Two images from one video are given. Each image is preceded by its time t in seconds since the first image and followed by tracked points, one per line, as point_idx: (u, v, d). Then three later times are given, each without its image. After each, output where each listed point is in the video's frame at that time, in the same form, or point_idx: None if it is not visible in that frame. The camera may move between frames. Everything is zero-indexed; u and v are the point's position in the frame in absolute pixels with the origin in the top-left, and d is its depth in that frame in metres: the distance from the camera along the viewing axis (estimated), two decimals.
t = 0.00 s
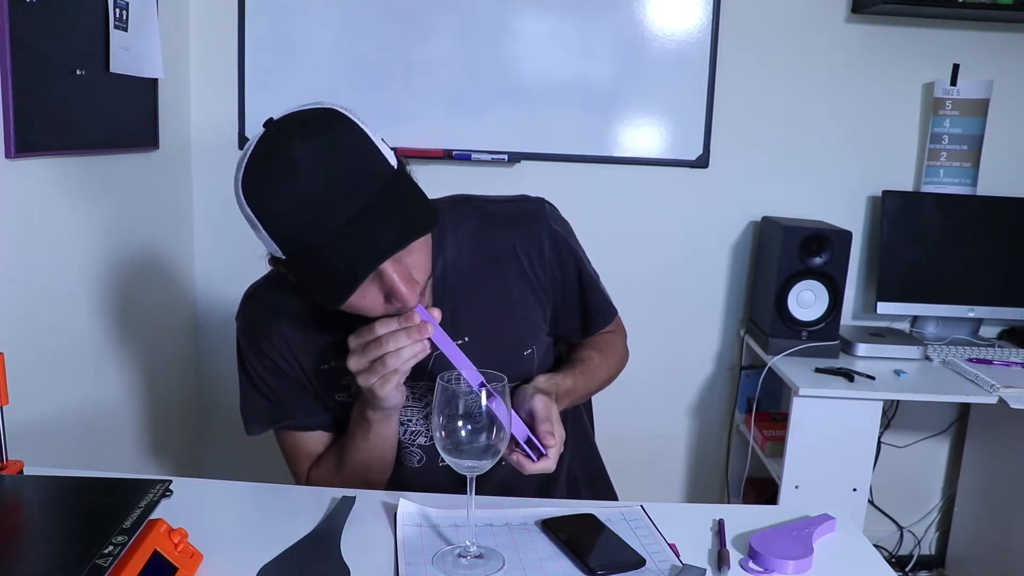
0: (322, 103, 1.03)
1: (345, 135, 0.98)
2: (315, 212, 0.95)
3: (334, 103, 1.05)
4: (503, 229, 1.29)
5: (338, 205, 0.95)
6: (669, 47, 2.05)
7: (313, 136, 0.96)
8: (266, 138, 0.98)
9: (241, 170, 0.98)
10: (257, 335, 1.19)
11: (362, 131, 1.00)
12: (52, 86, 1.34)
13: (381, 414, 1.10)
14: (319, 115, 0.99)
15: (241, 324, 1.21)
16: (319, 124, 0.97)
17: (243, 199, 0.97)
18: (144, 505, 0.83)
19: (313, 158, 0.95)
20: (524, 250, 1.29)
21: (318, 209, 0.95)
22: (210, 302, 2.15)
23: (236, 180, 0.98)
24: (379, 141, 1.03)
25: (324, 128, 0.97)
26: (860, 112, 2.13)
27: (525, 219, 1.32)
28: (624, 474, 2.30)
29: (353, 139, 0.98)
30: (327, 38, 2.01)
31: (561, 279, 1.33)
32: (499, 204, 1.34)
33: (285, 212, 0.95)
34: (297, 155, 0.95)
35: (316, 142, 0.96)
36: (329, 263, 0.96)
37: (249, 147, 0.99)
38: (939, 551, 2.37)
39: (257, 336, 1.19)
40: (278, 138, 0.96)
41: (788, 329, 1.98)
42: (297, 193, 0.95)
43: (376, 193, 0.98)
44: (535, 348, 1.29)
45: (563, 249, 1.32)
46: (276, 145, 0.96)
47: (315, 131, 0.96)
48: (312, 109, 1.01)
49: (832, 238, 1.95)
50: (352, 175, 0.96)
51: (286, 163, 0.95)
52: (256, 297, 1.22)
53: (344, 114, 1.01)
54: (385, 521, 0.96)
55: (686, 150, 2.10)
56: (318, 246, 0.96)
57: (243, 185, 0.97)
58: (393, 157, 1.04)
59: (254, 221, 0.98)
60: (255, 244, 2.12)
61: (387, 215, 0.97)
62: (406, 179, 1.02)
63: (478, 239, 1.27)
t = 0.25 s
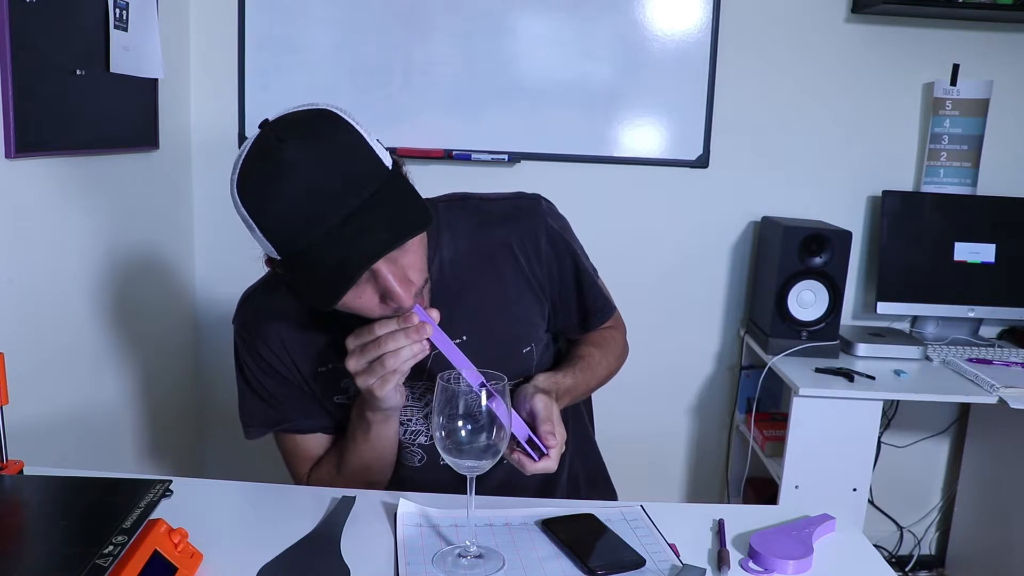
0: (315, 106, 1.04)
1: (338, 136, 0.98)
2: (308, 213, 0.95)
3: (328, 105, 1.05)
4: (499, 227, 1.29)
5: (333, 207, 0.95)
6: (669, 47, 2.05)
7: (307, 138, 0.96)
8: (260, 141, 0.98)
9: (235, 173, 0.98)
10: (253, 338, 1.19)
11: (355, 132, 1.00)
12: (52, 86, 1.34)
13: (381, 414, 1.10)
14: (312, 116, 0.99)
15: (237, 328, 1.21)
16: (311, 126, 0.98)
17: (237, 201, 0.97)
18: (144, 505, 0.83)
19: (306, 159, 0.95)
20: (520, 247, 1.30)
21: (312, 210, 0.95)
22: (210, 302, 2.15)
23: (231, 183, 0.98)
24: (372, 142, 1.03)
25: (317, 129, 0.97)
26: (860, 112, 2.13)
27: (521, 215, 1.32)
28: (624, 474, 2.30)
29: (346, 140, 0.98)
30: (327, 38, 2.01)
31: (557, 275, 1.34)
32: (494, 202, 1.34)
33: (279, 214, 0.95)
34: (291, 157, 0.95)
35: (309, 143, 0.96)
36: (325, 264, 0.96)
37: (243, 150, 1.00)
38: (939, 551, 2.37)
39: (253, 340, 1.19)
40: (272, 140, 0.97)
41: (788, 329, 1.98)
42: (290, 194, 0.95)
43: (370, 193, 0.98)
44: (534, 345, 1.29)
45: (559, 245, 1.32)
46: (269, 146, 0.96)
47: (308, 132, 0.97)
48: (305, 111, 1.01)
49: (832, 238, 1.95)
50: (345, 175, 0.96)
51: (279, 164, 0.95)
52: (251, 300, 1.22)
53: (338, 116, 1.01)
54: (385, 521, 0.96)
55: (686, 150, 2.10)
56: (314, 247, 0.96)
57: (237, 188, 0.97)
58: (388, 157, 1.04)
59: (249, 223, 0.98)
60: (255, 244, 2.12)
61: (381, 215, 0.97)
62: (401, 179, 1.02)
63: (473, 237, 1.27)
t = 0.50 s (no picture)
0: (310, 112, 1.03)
1: (334, 144, 0.97)
2: (305, 223, 0.95)
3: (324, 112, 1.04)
4: (495, 227, 1.29)
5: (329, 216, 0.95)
6: (669, 47, 2.05)
7: (302, 148, 0.96)
8: (255, 151, 0.97)
9: (231, 183, 0.98)
10: (253, 345, 1.19)
11: (351, 139, 0.99)
12: (52, 86, 1.34)
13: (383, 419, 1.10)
14: (308, 125, 0.99)
15: (236, 336, 1.21)
16: (307, 134, 0.97)
17: (234, 210, 0.97)
18: (144, 505, 0.83)
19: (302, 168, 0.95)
20: (518, 247, 1.30)
21: (308, 220, 0.95)
22: (210, 302, 2.15)
23: (227, 193, 0.98)
24: (369, 148, 1.02)
25: (313, 138, 0.97)
26: (860, 112, 2.13)
27: (518, 215, 1.32)
28: (624, 473, 2.30)
29: (341, 148, 0.97)
30: (327, 38, 2.01)
31: (555, 274, 1.34)
32: (490, 203, 1.34)
33: (276, 224, 0.95)
34: (286, 167, 0.95)
35: (304, 152, 0.95)
36: (322, 273, 0.95)
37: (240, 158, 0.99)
38: (939, 551, 2.37)
39: (253, 346, 1.19)
40: (267, 149, 0.96)
41: (788, 329, 1.98)
42: (287, 204, 0.94)
43: (367, 201, 0.97)
44: (533, 344, 1.29)
45: (556, 244, 1.33)
46: (265, 156, 0.96)
47: (304, 141, 0.96)
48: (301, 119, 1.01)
49: (832, 238, 1.95)
50: (342, 183, 0.96)
51: (275, 174, 0.95)
52: (249, 308, 1.22)
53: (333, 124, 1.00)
54: (385, 521, 0.96)
55: (687, 150, 2.10)
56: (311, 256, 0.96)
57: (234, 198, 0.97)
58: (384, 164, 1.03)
59: (247, 233, 0.98)
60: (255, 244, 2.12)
61: (378, 224, 0.96)
62: (398, 186, 1.01)
63: (471, 237, 1.27)
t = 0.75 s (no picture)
0: (298, 127, 1.02)
1: (325, 163, 0.97)
2: (300, 244, 0.95)
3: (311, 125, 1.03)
4: (492, 232, 1.29)
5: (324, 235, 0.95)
6: (669, 47, 2.05)
7: (293, 167, 0.95)
8: (245, 170, 0.97)
9: (221, 204, 0.97)
10: (253, 357, 1.19)
11: (341, 155, 0.99)
12: (52, 86, 1.34)
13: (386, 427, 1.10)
14: (296, 142, 0.98)
15: (237, 348, 1.21)
16: (296, 153, 0.96)
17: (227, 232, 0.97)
18: (144, 505, 0.83)
19: (295, 190, 0.94)
20: (514, 252, 1.29)
21: (303, 241, 0.95)
22: (210, 301, 2.15)
23: (218, 214, 0.98)
24: (359, 162, 1.02)
25: (303, 157, 0.96)
26: (860, 112, 2.13)
27: (513, 220, 1.31)
28: (624, 473, 2.30)
29: (333, 165, 0.97)
30: (327, 37, 2.01)
31: (551, 278, 1.33)
32: (486, 206, 1.33)
33: (271, 245, 0.95)
34: (279, 187, 0.94)
35: (296, 171, 0.95)
36: (320, 291, 0.96)
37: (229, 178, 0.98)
38: (938, 551, 2.37)
39: (253, 358, 1.19)
40: (257, 170, 0.96)
41: (788, 329, 1.98)
42: (281, 226, 0.94)
43: (360, 220, 0.98)
44: (530, 349, 1.30)
45: (551, 248, 1.32)
46: (255, 177, 0.95)
47: (294, 161, 0.95)
48: (289, 135, 1.00)
49: (832, 238, 1.95)
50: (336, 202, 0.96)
51: (267, 196, 0.94)
52: (248, 321, 1.23)
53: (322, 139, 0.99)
54: (385, 521, 0.96)
55: (687, 150, 2.10)
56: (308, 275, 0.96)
57: (226, 218, 0.97)
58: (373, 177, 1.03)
59: (242, 254, 0.98)
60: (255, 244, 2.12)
61: (372, 243, 0.97)
62: (391, 201, 1.02)
63: (466, 243, 1.26)
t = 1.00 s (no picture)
0: (295, 130, 1.02)
1: (322, 165, 0.97)
2: (298, 246, 0.95)
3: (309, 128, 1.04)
4: (490, 233, 1.29)
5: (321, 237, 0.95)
6: (669, 47, 2.05)
7: (289, 170, 0.95)
8: (241, 173, 0.97)
9: (219, 208, 0.98)
10: (252, 359, 1.19)
11: (338, 158, 0.99)
12: (52, 86, 1.34)
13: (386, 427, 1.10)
14: (293, 144, 0.98)
15: (236, 351, 1.21)
16: (293, 156, 0.96)
17: (224, 235, 0.97)
18: (144, 505, 0.83)
19: (292, 192, 0.95)
20: (512, 253, 1.29)
21: (301, 244, 0.95)
22: (210, 301, 2.14)
23: (216, 217, 0.98)
24: (356, 164, 1.02)
25: (299, 160, 0.96)
26: (860, 112, 2.13)
27: (512, 220, 1.31)
28: (624, 473, 2.30)
29: (330, 167, 0.97)
30: (327, 37, 2.01)
31: (549, 279, 1.33)
32: (484, 207, 1.33)
33: (269, 248, 0.95)
34: (275, 190, 0.94)
35: (292, 174, 0.95)
36: (319, 294, 0.96)
37: (226, 182, 0.99)
38: (938, 551, 2.37)
39: (253, 361, 1.19)
40: (253, 173, 0.96)
41: (788, 329, 1.98)
42: (278, 229, 0.95)
43: (358, 222, 0.97)
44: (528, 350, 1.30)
45: (550, 249, 1.32)
46: (251, 180, 0.95)
47: (291, 164, 0.96)
48: (285, 138, 1.00)
49: (832, 238, 1.95)
50: (334, 204, 0.96)
51: (263, 199, 0.94)
52: (247, 323, 1.22)
53: (319, 141, 1.00)
54: (385, 521, 0.96)
55: (687, 150, 2.10)
56: (307, 277, 0.96)
57: (223, 221, 0.97)
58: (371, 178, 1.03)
59: (240, 257, 0.99)
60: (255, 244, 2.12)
61: (370, 245, 0.96)
62: (389, 202, 1.01)
63: (464, 244, 1.26)
